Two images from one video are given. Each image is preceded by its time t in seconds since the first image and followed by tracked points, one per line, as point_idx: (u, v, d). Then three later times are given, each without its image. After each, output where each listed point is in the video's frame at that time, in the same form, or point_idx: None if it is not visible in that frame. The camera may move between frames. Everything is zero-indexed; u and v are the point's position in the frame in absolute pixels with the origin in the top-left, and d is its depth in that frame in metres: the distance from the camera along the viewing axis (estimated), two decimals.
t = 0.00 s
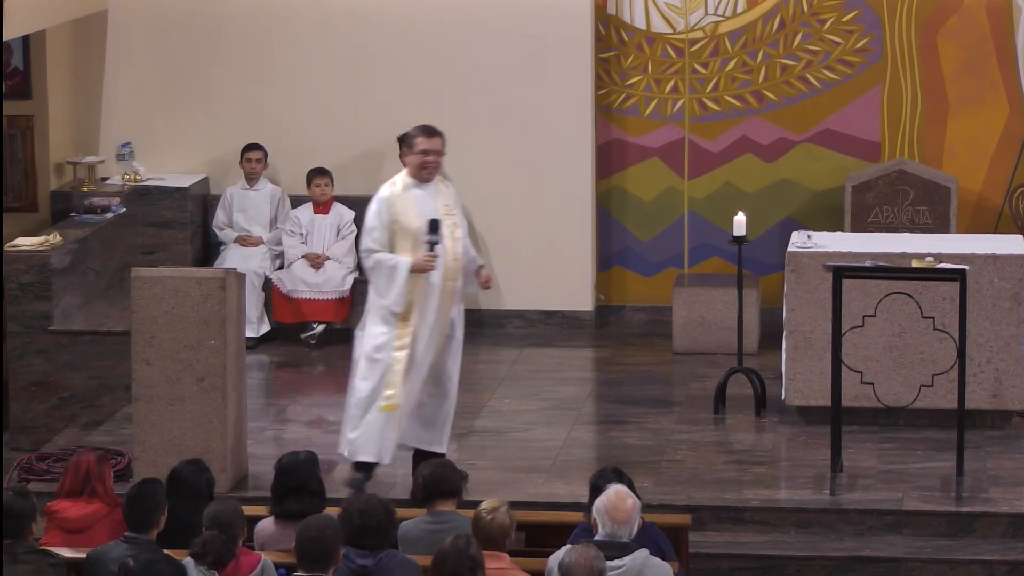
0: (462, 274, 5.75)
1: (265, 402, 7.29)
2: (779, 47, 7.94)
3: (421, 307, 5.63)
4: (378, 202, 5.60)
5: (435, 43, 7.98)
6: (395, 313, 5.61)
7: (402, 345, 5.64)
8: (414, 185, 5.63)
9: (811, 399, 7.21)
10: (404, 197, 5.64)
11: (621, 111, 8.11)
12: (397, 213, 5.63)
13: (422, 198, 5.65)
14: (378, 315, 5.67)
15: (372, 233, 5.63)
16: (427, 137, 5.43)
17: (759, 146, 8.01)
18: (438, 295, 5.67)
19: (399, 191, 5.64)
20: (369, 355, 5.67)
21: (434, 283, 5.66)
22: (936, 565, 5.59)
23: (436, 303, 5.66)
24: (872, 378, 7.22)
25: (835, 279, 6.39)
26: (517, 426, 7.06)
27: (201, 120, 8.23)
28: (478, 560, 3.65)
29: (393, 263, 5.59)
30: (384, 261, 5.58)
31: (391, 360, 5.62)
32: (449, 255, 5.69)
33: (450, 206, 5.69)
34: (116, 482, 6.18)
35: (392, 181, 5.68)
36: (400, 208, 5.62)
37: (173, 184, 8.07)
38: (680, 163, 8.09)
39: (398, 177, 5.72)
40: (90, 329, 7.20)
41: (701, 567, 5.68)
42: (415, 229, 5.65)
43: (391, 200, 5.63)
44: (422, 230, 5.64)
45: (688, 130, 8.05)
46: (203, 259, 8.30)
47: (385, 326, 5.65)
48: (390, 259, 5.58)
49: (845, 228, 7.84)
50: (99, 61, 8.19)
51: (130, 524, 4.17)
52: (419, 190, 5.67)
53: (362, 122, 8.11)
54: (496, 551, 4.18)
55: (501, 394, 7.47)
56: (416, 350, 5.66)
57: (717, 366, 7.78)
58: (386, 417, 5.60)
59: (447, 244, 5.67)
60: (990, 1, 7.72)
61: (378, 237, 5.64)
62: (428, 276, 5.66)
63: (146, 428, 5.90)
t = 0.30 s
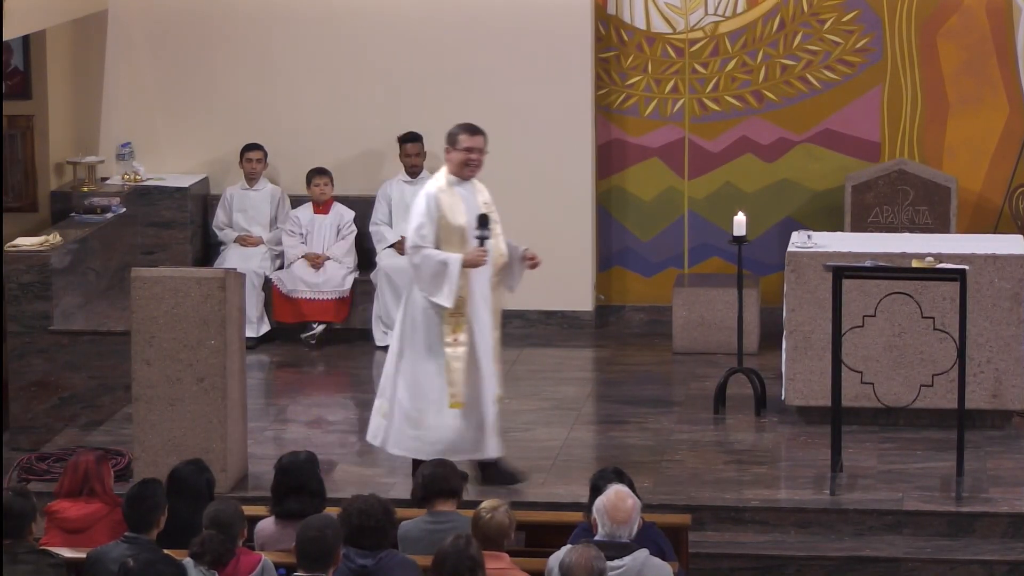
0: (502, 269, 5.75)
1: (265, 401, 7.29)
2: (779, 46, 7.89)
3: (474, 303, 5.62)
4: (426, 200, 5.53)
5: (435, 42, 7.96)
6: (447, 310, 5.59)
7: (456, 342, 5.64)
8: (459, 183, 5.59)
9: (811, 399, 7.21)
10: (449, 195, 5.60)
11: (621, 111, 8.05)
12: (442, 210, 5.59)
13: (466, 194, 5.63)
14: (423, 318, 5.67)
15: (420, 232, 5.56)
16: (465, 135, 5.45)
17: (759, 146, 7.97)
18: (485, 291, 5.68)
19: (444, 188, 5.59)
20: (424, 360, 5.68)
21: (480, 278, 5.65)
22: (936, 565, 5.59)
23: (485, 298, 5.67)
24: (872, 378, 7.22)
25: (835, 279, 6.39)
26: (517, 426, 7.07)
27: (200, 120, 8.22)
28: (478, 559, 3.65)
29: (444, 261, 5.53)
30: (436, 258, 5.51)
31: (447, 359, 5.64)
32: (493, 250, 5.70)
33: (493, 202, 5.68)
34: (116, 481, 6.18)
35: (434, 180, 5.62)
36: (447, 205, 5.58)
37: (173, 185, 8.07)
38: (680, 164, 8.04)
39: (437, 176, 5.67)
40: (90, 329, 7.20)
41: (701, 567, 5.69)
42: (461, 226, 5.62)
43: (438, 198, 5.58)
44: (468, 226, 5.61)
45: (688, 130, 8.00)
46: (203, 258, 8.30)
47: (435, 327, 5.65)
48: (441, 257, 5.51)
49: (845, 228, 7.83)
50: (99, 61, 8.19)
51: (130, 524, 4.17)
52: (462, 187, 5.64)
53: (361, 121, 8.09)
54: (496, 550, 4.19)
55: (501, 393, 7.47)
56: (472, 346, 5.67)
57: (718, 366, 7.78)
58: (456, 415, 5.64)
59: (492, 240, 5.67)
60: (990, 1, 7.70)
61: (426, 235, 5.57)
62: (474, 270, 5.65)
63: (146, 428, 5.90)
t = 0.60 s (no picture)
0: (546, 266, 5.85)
1: (264, 401, 7.29)
2: (779, 47, 7.88)
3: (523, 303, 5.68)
4: (476, 203, 5.59)
5: (436, 42, 7.95)
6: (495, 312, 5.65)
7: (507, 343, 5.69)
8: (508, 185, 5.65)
9: (811, 399, 7.21)
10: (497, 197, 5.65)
11: (621, 111, 8.03)
12: (491, 213, 5.64)
13: (515, 196, 5.68)
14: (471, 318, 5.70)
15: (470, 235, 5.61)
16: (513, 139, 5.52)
17: (760, 146, 7.96)
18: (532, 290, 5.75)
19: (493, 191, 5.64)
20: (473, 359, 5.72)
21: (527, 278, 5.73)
22: (935, 565, 5.59)
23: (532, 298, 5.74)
24: (872, 378, 7.22)
25: (835, 279, 6.38)
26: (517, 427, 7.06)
27: (200, 120, 8.22)
28: (478, 559, 3.64)
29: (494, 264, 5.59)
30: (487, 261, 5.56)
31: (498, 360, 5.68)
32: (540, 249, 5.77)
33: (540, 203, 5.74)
34: (116, 482, 6.18)
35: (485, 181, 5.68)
36: (496, 208, 5.64)
37: (173, 184, 8.07)
38: (680, 163, 8.02)
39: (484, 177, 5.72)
40: (90, 328, 7.20)
41: (701, 567, 5.69)
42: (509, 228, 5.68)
43: (487, 200, 5.63)
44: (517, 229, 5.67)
45: (688, 130, 7.98)
46: (203, 259, 8.29)
47: (486, 328, 5.69)
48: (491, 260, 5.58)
49: (845, 228, 7.82)
50: (99, 60, 8.19)
51: (130, 524, 4.17)
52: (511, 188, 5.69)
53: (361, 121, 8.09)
54: (495, 550, 4.18)
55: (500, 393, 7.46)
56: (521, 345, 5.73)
57: (718, 367, 7.78)
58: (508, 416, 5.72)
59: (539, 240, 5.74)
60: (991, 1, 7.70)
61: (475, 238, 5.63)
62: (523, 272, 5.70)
63: (146, 428, 5.89)
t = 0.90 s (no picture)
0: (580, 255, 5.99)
1: (254, 401, 7.31)
2: (767, 46, 7.87)
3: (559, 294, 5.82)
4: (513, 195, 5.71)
5: (425, 42, 7.95)
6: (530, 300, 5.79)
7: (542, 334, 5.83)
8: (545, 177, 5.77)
9: (800, 399, 7.23)
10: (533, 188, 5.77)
11: (609, 111, 8.00)
12: (528, 204, 5.77)
13: (551, 188, 5.80)
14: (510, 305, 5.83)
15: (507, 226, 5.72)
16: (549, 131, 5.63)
17: (748, 146, 7.95)
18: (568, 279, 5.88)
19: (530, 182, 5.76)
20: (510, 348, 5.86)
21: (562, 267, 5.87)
22: (926, 566, 5.67)
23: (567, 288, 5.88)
24: (861, 378, 7.22)
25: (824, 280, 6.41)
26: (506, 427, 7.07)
27: (189, 120, 8.22)
28: (467, 559, 3.74)
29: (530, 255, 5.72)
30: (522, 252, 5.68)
31: (534, 351, 5.81)
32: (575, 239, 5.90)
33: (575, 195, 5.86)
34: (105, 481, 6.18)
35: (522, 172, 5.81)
36: (532, 199, 5.76)
37: (161, 185, 8.07)
38: (668, 163, 8.00)
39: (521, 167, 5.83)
40: (79, 329, 7.20)
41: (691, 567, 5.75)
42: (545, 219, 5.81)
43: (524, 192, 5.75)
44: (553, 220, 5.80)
45: (676, 130, 7.96)
46: (192, 259, 8.28)
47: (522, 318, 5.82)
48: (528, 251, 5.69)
49: (834, 228, 7.81)
50: (87, 61, 8.19)
51: (120, 524, 4.21)
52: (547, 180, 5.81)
53: (350, 122, 8.09)
54: (484, 551, 4.23)
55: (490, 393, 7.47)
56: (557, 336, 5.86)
57: (706, 366, 7.79)
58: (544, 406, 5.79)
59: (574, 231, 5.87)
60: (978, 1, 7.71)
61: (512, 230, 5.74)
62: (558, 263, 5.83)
63: (135, 428, 5.90)
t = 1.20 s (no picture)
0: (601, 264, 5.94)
1: (227, 402, 7.32)
2: (738, 46, 7.87)
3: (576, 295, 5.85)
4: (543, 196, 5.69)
5: (399, 42, 7.95)
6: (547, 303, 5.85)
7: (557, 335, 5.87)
8: (570, 178, 5.78)
9: (773, 399, 7.25)
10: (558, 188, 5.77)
11: (581, 111, 8.00)
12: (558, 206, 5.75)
13: (575, 189, 5.81)
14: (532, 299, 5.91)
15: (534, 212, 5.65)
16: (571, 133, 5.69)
17: (720, 146, 7.96)
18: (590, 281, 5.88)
19: (555, 182, 5.77)
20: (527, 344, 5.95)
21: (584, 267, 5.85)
22: (899, 565, 5.66)
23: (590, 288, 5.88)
24: (834, 378, 7.22)
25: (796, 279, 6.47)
26: (479, 427, 7.08)
27: (162, 121, 8.23)
28: (439, 559, 3.73)
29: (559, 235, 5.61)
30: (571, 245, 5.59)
31: (548, 352, 5.87)
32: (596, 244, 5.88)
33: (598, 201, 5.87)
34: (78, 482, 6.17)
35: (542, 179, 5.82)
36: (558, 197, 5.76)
37: (132, 185, 8.10)
38: (640, 164, 7.99)
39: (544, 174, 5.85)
40: (51, 329, 7.13)
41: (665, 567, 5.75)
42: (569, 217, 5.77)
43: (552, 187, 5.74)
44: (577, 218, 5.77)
45: (648, 131, 7.95)
46: (164, 259, 8.32)
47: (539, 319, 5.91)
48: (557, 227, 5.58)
49: (806, 227, 7.83)
50: (59, 61, 8.19)
51: (93, 524, 4.19)
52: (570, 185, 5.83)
53: (323, 122, 8.10)
54: (457, 550, 4.23)
55: (463, 394, 7.48)
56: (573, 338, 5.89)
57: (680, 366, 7.80)
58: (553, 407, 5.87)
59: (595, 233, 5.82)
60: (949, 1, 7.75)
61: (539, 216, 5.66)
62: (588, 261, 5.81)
63: (108, 429, 5.89)
